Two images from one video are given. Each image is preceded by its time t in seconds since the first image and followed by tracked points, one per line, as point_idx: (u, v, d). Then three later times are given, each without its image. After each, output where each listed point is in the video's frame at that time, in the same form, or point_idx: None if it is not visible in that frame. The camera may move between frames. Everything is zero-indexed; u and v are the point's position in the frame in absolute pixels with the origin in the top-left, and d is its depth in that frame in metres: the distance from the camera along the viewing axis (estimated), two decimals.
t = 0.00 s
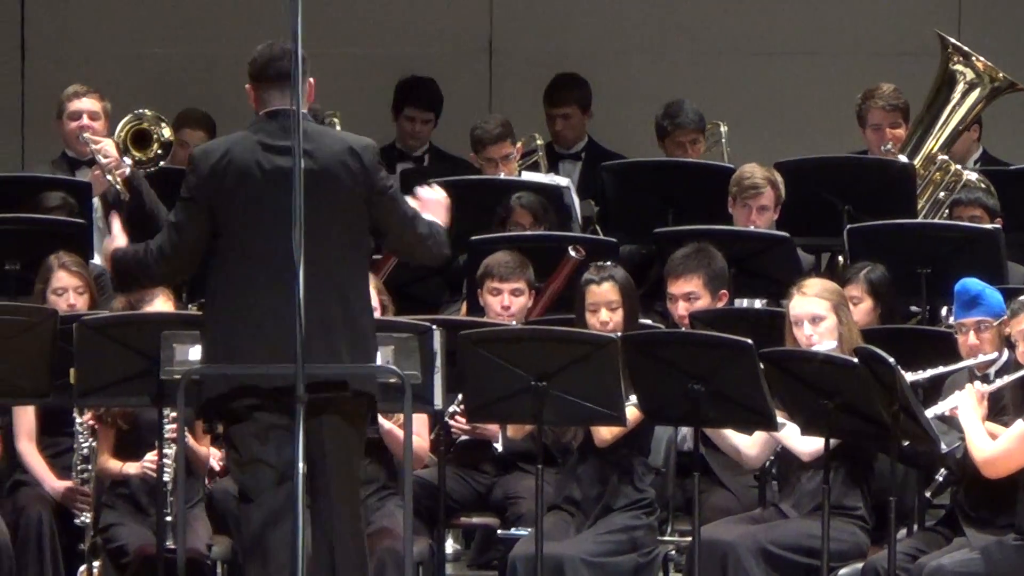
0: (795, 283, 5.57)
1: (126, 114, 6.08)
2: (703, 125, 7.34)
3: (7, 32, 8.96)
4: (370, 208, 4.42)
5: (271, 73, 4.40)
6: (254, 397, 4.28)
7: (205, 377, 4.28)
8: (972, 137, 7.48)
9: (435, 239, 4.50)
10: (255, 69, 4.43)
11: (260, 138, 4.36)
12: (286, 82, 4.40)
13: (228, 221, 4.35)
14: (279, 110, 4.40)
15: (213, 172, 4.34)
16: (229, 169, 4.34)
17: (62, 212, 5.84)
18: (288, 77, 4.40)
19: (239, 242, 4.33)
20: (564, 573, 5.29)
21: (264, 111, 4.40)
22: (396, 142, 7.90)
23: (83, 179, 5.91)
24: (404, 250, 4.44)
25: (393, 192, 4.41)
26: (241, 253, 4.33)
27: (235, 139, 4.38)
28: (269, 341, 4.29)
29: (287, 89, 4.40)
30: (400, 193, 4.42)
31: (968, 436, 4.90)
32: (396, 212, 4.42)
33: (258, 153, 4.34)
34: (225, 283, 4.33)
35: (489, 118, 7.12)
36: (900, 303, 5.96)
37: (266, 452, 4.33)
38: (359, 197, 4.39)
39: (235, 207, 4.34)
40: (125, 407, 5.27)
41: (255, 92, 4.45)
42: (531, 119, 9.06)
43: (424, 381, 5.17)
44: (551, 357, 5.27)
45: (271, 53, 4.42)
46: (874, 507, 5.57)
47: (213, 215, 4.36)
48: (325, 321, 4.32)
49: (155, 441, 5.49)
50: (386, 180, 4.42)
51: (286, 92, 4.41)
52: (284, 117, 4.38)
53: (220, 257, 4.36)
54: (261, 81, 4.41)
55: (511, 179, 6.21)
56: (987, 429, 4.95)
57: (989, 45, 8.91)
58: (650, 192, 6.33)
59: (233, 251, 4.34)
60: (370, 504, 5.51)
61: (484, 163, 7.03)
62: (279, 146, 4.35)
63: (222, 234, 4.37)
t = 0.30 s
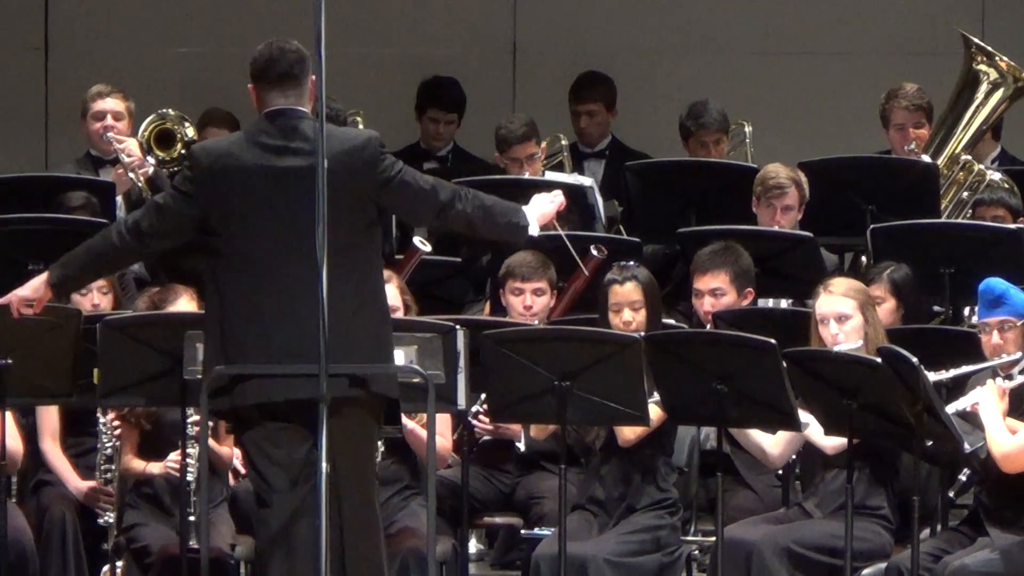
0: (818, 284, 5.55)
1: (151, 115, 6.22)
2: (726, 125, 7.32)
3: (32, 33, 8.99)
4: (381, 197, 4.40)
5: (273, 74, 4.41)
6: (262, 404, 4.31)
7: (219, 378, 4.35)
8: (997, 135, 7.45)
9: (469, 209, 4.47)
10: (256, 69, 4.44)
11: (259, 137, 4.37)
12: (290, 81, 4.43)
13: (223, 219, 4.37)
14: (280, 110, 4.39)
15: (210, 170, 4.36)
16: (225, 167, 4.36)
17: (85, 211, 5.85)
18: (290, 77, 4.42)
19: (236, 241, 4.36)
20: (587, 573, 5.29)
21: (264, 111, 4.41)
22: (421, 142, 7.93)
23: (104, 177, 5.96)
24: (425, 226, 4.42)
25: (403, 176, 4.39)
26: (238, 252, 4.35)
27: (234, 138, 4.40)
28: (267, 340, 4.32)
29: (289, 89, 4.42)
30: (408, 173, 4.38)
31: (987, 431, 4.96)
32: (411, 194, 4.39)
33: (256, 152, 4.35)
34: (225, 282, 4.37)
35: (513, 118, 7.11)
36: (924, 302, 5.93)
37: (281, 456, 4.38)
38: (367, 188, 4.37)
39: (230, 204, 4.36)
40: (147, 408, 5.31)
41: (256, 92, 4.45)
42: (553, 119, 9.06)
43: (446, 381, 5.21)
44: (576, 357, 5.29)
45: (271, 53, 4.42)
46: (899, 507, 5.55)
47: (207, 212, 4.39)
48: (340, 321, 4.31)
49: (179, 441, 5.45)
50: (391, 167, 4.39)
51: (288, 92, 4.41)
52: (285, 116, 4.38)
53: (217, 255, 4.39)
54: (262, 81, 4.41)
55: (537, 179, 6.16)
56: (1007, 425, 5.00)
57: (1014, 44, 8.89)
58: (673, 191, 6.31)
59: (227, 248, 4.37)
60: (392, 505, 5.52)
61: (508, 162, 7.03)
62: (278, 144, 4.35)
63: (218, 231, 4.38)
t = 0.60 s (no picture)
0: (838, 283, 5.57)
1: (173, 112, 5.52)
2: (745, 124, 7.31)
3: (41, 30, 8.91)
4: (398, 178, 4.41)
5: (290, 69, 4.43)
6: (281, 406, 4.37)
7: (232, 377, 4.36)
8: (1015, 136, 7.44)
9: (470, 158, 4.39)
10: (273, 63, 4.45)
11: (276, 129, 4.39)
12: (307, 76, 4.44)
13: (242, 212, 4.39)
14: (299, 103, 4.41)
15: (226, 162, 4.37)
16: (246, 160, 4.37)
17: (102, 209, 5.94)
18: (308, 71, 4.44)
19: (256, 235, 4.38)
20: (608, 572, 5.30)
21: (282, 104, 4.43)
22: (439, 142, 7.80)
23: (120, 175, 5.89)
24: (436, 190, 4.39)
25: (414, 148, 4.39)
26: (259, 246, 4.38)
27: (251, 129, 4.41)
28: (287, 336, 4.35)
29: (307, 83, 4.44)
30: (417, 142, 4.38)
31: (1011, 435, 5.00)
32: (421, 162, 4.38)
33: (275, 144, 4.37)
34: (244, 276, 4.38)
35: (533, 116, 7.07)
36: (944, 303, 5.90)
37: (298, 450, 4.47)
38: (387, 174, 4.39)
39: (251, 197, 4.37)
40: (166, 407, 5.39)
41: (273, 86, 4.47)
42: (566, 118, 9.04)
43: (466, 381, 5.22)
44: (595, 356, 5.31)
45: (289, 47, 4.43)
46: (918, 507, 5.56)
47: (227, 204, 4.40)
48: (363, 320, 4.37)
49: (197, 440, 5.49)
50: (405, 143, 4.40)
51: (306, 87, 4.44)
52: (304, 109, 4.40)
53: (236, 248, 4.41)
54: (280, 76, 4.43)
55: (556, 178, 6.13)
56: None
57: None
58: (693, 191, 6.31)
59: (247, 241, 4.39)
60: (411, 504, 5.52)
61: (530, 161, 6.98)
62: (298, 137, 4.37)
63: (237, 224, 4.40)
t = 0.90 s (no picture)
0: (859, 281, 5.58)
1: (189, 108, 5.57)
2: (766, 123, 7.32)
3: (46, 28, 8.91)
4: (420, 184, 4.35)
5: (319, 68, 4.39)
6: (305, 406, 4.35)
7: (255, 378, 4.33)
8: None
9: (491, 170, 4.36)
10: (302, 63, 4.41)
11: (301, 128, 4.34)
12: (336, 77, 4.42)
13: (270, 214, 4.35)
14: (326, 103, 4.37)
15: (251, 160, 4.32)
16: (273, 161, 4.32)
17: (129, 212, 5.90)
18: (335, 71, 4.40)
19: (283, 236, 4.34)
20: (628, 572, 5.28)
21: (308, 103, 4.39)
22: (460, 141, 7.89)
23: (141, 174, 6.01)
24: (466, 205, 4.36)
25: (438, 163, 4.33)
26: (285, 246, 4.34)
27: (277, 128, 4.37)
28: (309, 337, 4.30)
29: (334, 82, 4.40)
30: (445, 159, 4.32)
31: None
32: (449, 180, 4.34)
33: (302, 144, 4.33)
34: (271, 276, 4.35)
35: (554, 115, 7.08)
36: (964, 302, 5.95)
37: (320, 449, 4.43)
38: (408, 178, 4.33)
39: (279, 198, 4.33)
40: (187, 407, 5.46)
41: (301, 87, 4.43)
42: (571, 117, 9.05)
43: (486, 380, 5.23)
44: (616, 356, 5.29)
45: (317, 47, 4.40)
46: (937, 506, 5.57)
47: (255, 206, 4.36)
48: (384, 321, 4.30)
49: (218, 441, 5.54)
50: (433, 154, 4.35)
51: (334, 87, 4.40)
52: (331, 109, 4.35)
53: (264, 249, 4.38)
54: (308, 75, 4.39)
55: (575, 178, 6.16)
56: None
57: None
58: (712, 191, 6.30)
59: (273, 242, 4.36)
60: (434, 504, 5.53)
61: (550, 161, 7.01)
62: (323, 137, 4.32)
63: (265, 225, 4.37)
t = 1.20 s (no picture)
0: (881, 282, 5.57)
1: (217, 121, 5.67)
2: (789, 124, 7.32)
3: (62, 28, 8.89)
4: (449, 192, 4.39)
5: (349, 67, 4.39)
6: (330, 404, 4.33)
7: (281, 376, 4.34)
8: None
9: (520, 195, 4.45)
10: (333, 61, 4.42)
11: (333, 129, 4.36)
12: (363, 75, 4.41)
13: (297, 213, 4.36)
14: (356, 103, 4.39)
15: (282, 161, 4.34)
16: (303, 160, 4.34)
17: (153, 211, 5.92)
18: (366, 70, 4.40)
19: (309, 235, 4.36)
20: (651, 572, 5.30)
21: (339, 103, 4.41)
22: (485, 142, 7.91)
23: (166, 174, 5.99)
24: (493, 224, 4.42)
25: (473, 173, 4.39)
26: (311, 245, 4.35)
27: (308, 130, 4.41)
28: (334, 335, 4.32)
29: (364, 81, 4.40)
30: (481, 172, 4.39)
31: None
32: (481, 193, 4.39)
33: (332, 145, 4.35)
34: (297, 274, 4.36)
35: (577, 115, 7.08)
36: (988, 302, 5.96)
37: (341, 448, 4.42)
38: (437, 183, 4.37)
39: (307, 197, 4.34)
40: (209, 407, 5.47)
41: (332, 85, 4.44)
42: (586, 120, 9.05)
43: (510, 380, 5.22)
44: (639, 356, 5.28)
45: (348, 45, 4.40)
46: (960, 506, 5.57)
47: (284, 205, 4.38)
48: (409, 320, 4.34)
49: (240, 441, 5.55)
50: (462, 165, 4.40)
51: (364, 86, 4.41)
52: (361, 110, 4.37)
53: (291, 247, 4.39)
54: (338, 74, 4.40)
55: (601, 178, 6.17)
56: None
57: None
58: (735, 191, 6.31)
59: (299, 241, 4.37)
60: (457, 504, 5.53)
61: (573, 161, 7.00)
62: (352, 138, 4.35)
63: (293, 224, 4.38)
